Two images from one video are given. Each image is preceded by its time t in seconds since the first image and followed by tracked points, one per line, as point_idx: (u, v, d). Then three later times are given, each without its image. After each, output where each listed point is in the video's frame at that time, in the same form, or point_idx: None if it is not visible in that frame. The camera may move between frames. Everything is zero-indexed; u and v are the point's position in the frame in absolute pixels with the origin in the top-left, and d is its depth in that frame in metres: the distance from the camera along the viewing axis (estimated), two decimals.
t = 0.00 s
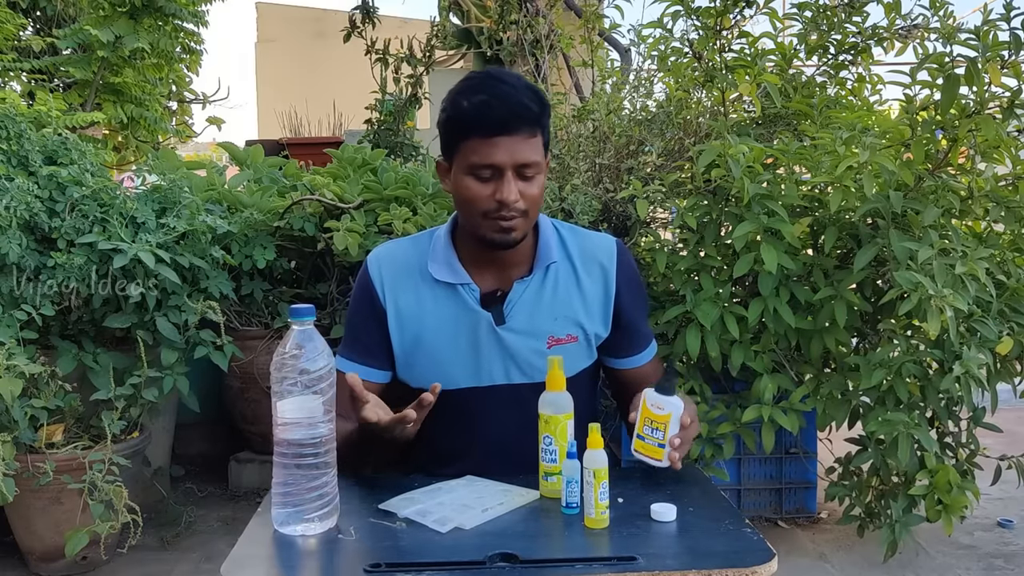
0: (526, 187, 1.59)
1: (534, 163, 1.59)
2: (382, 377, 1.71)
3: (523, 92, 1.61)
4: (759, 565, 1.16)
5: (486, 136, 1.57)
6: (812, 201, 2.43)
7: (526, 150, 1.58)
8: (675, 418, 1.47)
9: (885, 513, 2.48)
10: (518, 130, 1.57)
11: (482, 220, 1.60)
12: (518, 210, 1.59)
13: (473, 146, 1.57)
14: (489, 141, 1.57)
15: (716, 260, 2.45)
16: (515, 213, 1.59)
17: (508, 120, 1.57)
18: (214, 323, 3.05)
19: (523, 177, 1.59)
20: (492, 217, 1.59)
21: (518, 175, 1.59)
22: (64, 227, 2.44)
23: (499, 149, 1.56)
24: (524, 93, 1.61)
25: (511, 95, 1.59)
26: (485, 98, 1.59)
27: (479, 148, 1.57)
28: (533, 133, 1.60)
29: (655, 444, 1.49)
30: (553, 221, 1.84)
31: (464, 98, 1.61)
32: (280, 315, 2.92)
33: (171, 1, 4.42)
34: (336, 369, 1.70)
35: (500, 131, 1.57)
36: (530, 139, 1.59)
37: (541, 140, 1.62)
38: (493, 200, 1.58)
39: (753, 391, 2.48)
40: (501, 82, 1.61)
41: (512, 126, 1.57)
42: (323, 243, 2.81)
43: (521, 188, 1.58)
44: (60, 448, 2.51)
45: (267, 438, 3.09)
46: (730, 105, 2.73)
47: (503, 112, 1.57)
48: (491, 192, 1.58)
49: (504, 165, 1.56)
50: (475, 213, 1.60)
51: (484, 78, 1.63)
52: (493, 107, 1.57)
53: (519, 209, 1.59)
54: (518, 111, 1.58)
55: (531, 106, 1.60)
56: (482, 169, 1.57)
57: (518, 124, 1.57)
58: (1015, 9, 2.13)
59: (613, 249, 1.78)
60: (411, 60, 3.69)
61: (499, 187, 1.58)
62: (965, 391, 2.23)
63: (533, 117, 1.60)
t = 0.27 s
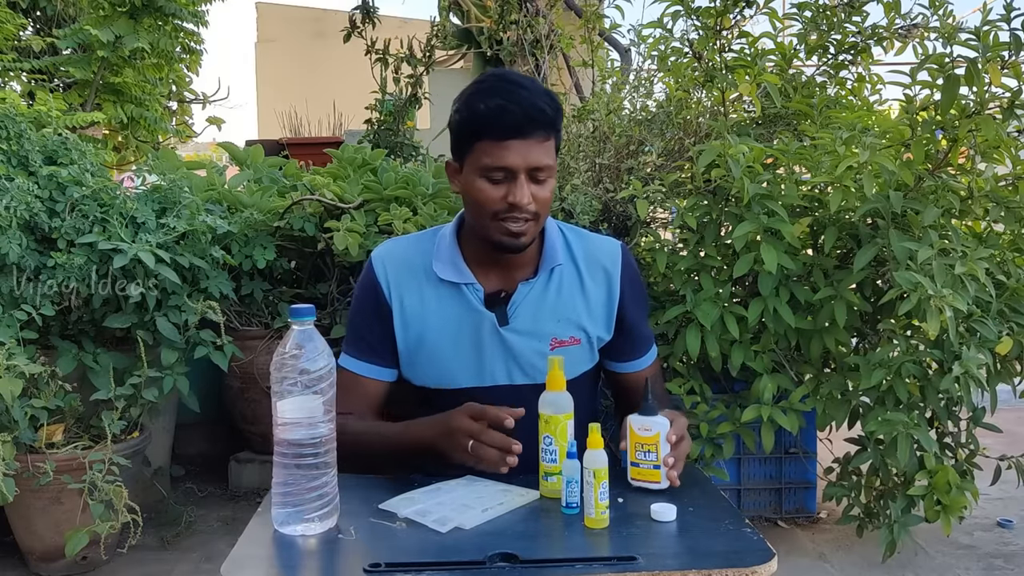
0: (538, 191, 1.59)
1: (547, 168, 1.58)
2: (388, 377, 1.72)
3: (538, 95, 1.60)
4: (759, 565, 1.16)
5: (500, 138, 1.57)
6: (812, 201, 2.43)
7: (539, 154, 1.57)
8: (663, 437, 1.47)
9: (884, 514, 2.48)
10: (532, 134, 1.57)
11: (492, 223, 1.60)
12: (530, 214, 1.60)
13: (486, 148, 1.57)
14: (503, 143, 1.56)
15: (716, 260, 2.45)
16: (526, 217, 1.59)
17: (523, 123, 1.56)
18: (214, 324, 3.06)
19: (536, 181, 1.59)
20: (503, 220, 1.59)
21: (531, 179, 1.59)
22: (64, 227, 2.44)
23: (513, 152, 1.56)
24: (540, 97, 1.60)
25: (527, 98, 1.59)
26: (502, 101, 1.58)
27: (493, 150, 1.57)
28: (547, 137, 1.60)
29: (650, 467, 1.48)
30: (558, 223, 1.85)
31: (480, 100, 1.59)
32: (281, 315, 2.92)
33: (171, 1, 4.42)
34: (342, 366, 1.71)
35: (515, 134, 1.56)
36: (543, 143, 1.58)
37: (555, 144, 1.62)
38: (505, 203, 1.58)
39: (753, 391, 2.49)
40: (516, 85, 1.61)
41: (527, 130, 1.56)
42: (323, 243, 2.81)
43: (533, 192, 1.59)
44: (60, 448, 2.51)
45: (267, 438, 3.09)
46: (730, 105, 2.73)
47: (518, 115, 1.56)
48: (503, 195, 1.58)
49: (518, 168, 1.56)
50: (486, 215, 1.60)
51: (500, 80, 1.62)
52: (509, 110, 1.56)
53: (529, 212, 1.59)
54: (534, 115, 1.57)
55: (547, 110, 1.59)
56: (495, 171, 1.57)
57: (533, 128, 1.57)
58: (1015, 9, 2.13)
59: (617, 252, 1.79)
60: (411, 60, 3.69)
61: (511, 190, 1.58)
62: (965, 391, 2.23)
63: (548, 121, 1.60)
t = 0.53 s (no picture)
0: (552, 187, 1.59)
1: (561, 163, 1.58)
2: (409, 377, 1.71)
3: (554, 94, 1.61)
4: (759, 565, 1.16)
5: (515, 134, 1.56)
6: (812, 201, 2.43)
7: (553, 149, 1.57)
8: (662, 442, 1.48)
9: (884, 513, 2.48)
10: (547, 130, 1.57)
11: (507, 218, 1.60)
12: (543, 210, 1.59)
13: (500, 143, 1.57)
14: (518, 139, 1.56)
15: (716, 260, 2.45)
16: (540, 212, 1.59)
17: (538, 120, 1.56)
18: (214, 323, 3.06)
19: (550, 177, 1.59)
20: (518, 215, 1.58)
21: (545, 175, 1.58)
22: (64, 227, 2.44)
23: (527, 147, 1.56)
24: (555, 95, 1.61)
25: (543, 96, 1.59)
26: (518, 98, 1.58)
27: (507, 145, 1.57)
28: (561, 133, 1.60)
29: (650, 472, 1.48)
30: (568, 224, 1.85)
31: (496, 97, 1.60)
32: (281, 315, 2.92)
33: (171, 1, 4.43)
34: (360, 368, 1.70)
35: (529, 130, 1.56)
36: (558, 139, 1.59)
37: (569, 141, 1.62)
38: (518, 198, 1.57)
39: (753, 391, 2.49)
40: (533, 84, 1.61)
41: (541, 126, 1.57)
42: (323, 243, 2.81)
43: (547, 187, 1.58)
44: (60, 448, 2.52)
45: (267, 438, 3.09)
46: (730, 105, 2.73)
47: (534, 112, 1.57)
48: (517, 191, 1.57)
49: (532, 163, 1.56)
50: (500, 210, 1.60)
51: (516, 79, 1.63)
52: (525, 107, 1.56)
53: (543, 208, 1.59)
54: (548, 112, 1.58)
55: (562, 107, 1.60)
56: (509, 166, 1.57)
57: (548, 124, 1.57)
58: (1015, 9, 2.13)
59: (627, 255, 1.79)
60: (411, 60, 3.69)
61: (525, 185, 1.57)
62: (965, 391, 2.23)
63: (562, 118, 1.60)
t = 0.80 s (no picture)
0: (543, 175, 1.59)
1: (548, 150, 1.59)
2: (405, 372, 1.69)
3: (536, 83, 1.63)
4: (759, 565, 1.16)
5: (501, 126, 1.59)
6: (812, 201, 2.43)
7: (539, 138, 1.59)
8: (662, 443, 1.49)
9: (884, 513, 2.48)
10: (531, 119, 1.59)
11: (500, 209, 1.60)
12: (537, 198, 1.59)
13: (488, 136, 1.59)
14: (504, 129, 1.58)
15: (716, 260, 2.45)
16: (533, 201, 1.59)
17: (522, 109, 1.59)
18: (214, 323, 3.06)
19: (539, 166, 1.59)
20: (511, 206, 1.59)
21: (535, 163, 1.59)
22: (64, 227, 2.44)
23: (514, 137, 1.58)
24: (538, 84, 1.63)
25: (525, 86, 1.61)
26: (499, 90, 1.61)
27: (495, 137, 1.58)
28: (547, 121, 1.61)
29: (649, 472, 1.48)
30: (573, 225, 1.85)
31: (476, 92, 1.63)
32: (281, 315, 2.92)
33: (171, 1, 4.43)
34: (359, 363, 1.69)
35: (514, 121, 1.58)
36: (544, 126, 1.60)
37: (556, 128, 1.63)
38: (510, 187, 1.58)
39: (753, 391, 2.49)
40: (515, 75, 1.64)
41: (525, 115, 1.59)
42: (323, 243, 2.81)
43: (538, 175, 1.59)
44: (60, 448, 2.52)
45: (267, 438, 3.09)
46: (730, 105, 2.73)
47: (517, 102, 1.59)
48: (507, 180, 1.58)
49: (520, 152, 1.58)
50: (493, 203, 1.60)
51: (497, 74, 1.66)
52: (507, 98, 1.59)
53: (536, 196, 1.59)
54: (531, 101, 1.60)
55: (545, 96, 1.62)
56: (498, 157, 1.59)
57: (531, 112, 1.59)
58: (1015, 9, 2.13)
59: (632, 257, 1.79)
60: (411, 60, 3.69)
61: (515, 174, 1.58)
62: (965, 391, 2.23)
63: (546, 106, 1.62)
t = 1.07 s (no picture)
0: (522, 174, 1.60)
1: (528, 149, 1.60)
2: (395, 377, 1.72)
3: (518, 83, 1.63)
4: (759, 565, 1.16)
5: (480, 125, 1.59)
6: (812, 201, 2.43)
7: (519, 136, 1.59)
8: (661, 443, 1.49)
9: (884, 513, 2.48)
10: (510, 118, 1.59)
11: (481, 208, 1.60)
12: (517, 197, 1.60)
13: (468, 135, 1.60)
14: (483, 128, 1.59)
15: (716, 260, 2.45)
16: (514, 199, 1.59)
17: (502, 109, 1.59)
18: (214, 323, 3.06)
19: (519, 164, 1.60)
20: (492, 205, 1.59)
21: (514, 162, 1.60)
22: (64, 227, 2.44)
23: (493, 136, 1.58)
24: (517, 83, 1.63)
25: (504, 84, 1.62)
26: (479, 89, 1.61)
27: (474, 136, 1.59)
28: (525, 120, 1.62)
29: (649, 472, 1.48)
30: (559, 223, 1.85)
31: (458, 90, 1.63)
32: (280, 315, 2.92)
33: (171, 1, 4.43)
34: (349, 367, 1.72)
35: (493, 120, 1.59)
36: (524, 126, 1.61)
37: (536, 128, 1.64)
38: (489, 187, 1.58)
39: (753, 391, 2.49)
40: (493, 74, 1.64)
41: (504, 114, 1.59)
42: (323, 243, 2.81)
43: (517, 174, 1.59)
44: (60, 448, 2.52)
45: (267, 438, 3.09)
46: (730, 105, 2.73)
47: (497, 101, 1.59)
48: (487, 179, 1.59)
49: (499, 151, 1.58)
50: (474, 203, 1.61)
51: (478, 72, 1.66)
52: (486, 96, 1.59)
53: (517, 194, 1.59)
54: (511, 100, 1.60)
55: (524, 95, 1.62)
56: (478, 156, 1.59)
57: (512, 112, 1.60)
58: (1015, 9, 2.13)
59: (619, 252, 1.79)
60: (411, 60, 3.69)
61: (495, 173, 1.59)
62: (965, 391, 2.23)
63: (526, 106, 1.62)
